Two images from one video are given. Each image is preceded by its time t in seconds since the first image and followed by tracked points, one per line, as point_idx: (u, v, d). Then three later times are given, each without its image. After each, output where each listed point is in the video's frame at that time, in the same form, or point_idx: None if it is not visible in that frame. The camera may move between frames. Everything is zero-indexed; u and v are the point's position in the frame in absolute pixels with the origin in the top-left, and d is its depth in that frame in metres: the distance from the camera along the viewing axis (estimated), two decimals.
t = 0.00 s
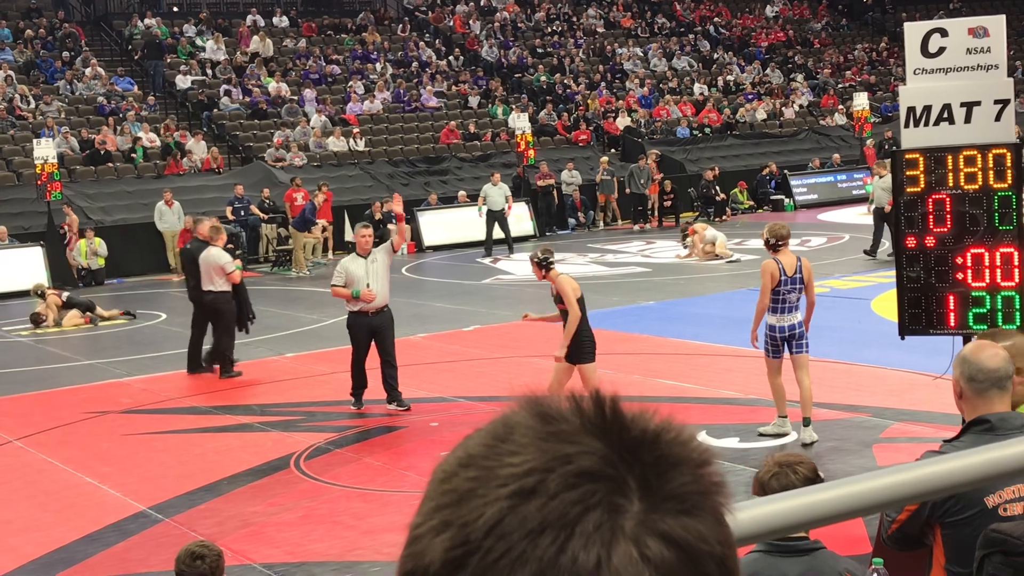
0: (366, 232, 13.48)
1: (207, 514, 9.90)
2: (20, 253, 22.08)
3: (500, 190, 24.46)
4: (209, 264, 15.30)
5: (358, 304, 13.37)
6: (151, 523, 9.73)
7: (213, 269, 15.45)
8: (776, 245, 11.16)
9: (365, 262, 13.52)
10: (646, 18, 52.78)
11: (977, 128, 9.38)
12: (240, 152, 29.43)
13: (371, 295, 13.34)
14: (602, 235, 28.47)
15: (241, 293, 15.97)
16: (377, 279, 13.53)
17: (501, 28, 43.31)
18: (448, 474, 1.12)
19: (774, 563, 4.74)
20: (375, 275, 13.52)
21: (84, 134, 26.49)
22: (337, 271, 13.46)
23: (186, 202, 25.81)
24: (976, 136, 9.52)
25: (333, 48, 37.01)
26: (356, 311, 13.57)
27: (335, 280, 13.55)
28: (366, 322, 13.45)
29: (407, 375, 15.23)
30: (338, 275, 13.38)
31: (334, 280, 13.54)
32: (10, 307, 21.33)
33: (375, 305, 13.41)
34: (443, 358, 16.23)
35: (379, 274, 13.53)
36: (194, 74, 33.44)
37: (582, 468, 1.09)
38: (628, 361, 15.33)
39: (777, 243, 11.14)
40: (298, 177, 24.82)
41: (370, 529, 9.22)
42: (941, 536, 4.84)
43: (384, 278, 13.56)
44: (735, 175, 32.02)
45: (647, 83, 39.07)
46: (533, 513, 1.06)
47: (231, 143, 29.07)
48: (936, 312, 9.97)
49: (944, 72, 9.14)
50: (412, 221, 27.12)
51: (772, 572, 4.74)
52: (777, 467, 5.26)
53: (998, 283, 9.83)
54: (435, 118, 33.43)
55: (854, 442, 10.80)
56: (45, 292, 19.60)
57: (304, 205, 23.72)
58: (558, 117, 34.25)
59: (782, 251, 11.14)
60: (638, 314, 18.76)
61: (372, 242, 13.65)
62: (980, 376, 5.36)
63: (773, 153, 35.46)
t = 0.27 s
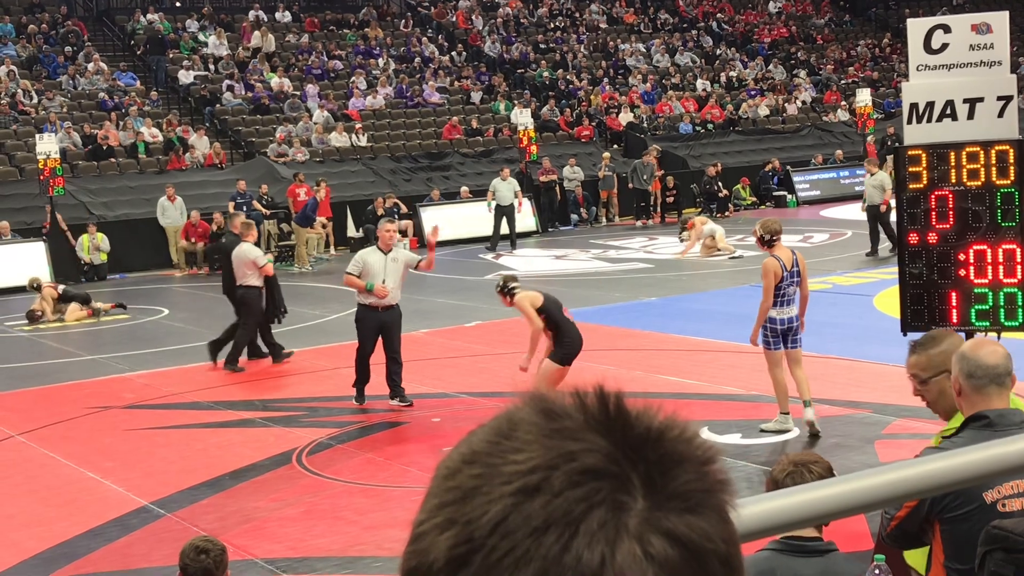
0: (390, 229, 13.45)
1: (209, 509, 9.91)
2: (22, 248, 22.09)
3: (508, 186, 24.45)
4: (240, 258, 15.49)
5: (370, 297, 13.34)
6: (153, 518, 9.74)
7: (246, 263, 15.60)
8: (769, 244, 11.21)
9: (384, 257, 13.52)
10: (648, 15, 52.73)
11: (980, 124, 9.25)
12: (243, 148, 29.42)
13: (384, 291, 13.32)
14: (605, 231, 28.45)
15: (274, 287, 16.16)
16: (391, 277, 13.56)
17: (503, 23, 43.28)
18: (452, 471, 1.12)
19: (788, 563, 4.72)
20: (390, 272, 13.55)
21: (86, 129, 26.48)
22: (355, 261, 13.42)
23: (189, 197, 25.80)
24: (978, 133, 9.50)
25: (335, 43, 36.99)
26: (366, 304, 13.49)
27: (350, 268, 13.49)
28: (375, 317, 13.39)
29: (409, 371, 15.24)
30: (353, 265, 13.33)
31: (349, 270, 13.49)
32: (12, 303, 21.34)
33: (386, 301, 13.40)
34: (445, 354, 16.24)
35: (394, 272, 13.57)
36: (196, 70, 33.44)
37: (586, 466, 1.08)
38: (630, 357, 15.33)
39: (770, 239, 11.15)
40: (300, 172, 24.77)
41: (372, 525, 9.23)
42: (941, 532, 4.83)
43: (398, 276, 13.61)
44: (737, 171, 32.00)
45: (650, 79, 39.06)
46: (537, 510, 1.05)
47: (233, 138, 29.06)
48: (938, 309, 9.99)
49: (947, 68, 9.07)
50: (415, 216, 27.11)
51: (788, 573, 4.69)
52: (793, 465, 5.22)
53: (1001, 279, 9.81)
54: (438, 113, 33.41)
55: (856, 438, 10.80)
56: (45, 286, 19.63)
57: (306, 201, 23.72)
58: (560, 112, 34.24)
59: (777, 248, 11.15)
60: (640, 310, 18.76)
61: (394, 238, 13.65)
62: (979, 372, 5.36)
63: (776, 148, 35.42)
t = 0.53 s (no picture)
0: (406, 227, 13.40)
1: (208, 504, 9.92)
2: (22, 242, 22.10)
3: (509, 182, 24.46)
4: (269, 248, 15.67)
5: (376, 292, 13.28)
6: (152, 513, 9.75)
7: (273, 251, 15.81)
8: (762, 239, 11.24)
9: (398, 256, 13.52)
10: (648, 11, 52.73)
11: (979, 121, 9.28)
12: (242, 142, 29.43)
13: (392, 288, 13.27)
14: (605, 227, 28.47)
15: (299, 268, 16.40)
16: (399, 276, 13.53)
17: (504, 19, 43.27)
18: (449, 467, 1.12)
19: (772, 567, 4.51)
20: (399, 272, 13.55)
21: (86, 123, 26.50)
22: (367, 253, 13.35)
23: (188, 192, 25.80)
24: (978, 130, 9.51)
25: (335, 38, 36.99)
26: (370, 298, 13.40)
27: (361, 257, 13.39)
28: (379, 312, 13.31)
29: (408, 366, 15.25)
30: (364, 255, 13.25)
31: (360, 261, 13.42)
32: (11, 297, 21.34)
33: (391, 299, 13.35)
34: (445, 349, 16.25)
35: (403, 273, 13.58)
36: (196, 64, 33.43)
37: (583, 462, 1.08)
38: (630, 353, 15.34)
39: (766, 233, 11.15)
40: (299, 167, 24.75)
41: (370, 520, 9.24)
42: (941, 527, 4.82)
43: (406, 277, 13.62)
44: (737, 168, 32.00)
45: (650, 74, 39.06)
46: (534, 506, 1.05)
47: (233, 133, 29.06)
48: (937, 305, 9.96)
49: (947, 65, 9.12)
50: (414, 212, 27.12)
51: None
52: (777, 468, 5.20)
53: (1000, 276, 9.80)
54: (438, 108, 33.41)
55: (855, 435, 10.81)
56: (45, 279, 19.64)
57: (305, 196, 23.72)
58: (560, 108, 34.25)
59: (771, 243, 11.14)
60: (639, 306, 18.76)
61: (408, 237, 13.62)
62: (979, 368, 5.36)
63: (776, 144, 35.42)
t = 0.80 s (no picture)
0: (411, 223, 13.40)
1: (206, 497, 9.91)
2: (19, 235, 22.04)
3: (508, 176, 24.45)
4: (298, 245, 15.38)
5: (378, 286, 13.26)
6: (150, 507, 9.75)
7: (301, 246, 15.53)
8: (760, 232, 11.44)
9: (401, 251, 13.52)
10: (647, 5, 52.65)
11: (977, 116, 9.30)
12: (241, 136, 29.39)
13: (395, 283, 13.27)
14: (603, 221, 28.47)
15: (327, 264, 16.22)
16: (401, 272, 13.53)
17: (502, 12, 43.21)
18: (447, 463, 1.11)
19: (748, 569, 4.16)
20: (403, 267, 13.57)
21: (84, 116, 26.42)
22: (370, 246, 13.34)
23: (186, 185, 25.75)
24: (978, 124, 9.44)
25: (333, 31, 36.92)
26: (371, 292, 13.37)
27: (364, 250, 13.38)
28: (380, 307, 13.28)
29: (406, 360, 15.23)
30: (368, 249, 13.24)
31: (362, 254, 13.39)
32: (9, 290, 21.30)
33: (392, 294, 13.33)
34: (443, 344, 16.23)
35: (407, 268, 13.59)
36: (194, 57, 33.36)
37: (580, 459, 1.08)
38: (628, 347, 15.34)
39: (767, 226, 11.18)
40: (297, 160, 24.71)
41: (368, 514, 9.25)
42: (948, 521, 4.81)
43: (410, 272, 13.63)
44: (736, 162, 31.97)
45: (649, 68, 39.02)
46: (532, 504, 1.05)
47: (231, 126, 29.01)
48: (935, 301, 9.93)
49: (946, 60, 9.02)
50: (412, 206, 27.10)
51: None
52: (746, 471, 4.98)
53: (998, 271, 9.86)
54: (436, 102, 33.36)
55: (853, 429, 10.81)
56: (43, 273, 19.61)
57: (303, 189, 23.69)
58: (558, 102, 34.21)
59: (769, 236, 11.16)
60: (637, 301, 18.76)
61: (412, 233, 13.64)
62: (984, 362, 5.37)
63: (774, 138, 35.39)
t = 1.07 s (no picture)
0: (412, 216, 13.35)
1: (205, 490, 9.92)
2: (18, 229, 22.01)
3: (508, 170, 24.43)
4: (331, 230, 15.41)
5: (380, 279, 13.24)
6: (149, 499, 9.75)
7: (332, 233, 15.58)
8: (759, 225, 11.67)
9: (404, 244, 13.47)
10: None
11: (978, 110, 9.19)
12: (240, 129, 29.36)
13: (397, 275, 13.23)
14: (602, 214, 28.46)
15: (353, 251, 16.36)
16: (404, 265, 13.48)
17: (501, 6, 43.17)
18: (450, 457, 1.11)
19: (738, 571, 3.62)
20: (404, 261, 13.51)
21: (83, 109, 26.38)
22: (371, 240, 13.33)
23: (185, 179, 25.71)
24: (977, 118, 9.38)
25: (332, 24, 36.85)
26: (373, 286, 13.36)
27: (366, 244, 13.37)
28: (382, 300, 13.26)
29: (406, 353, 15.24)
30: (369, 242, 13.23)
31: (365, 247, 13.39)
32: (8, 283, 21.29)
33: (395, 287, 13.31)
34: (442, 337, 16.23)
35: (408, 262, 13.52)
36: (193, 50, 33.31)
37: (584, 453, 1.08)
38: (627, 340, 15.34)
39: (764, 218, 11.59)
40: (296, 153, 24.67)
41: (368, 507, 9.26)
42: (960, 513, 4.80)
43: (411, 266, 13.56)
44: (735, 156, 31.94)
45: (648, 61, 38.98)
46: (536, 496, 1.05)
47: (230, 119, 28.97)
48: (935, 294, 9.97)
49: (945, 54, 9.02)
50: (411, 199, 27.07)
51: None
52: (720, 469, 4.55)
53: (998, 265, 9.82)
54: (435, 96, 33.32)
55: (852, 422, 10.82)
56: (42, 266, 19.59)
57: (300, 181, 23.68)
58: (558, 96, 34.18)
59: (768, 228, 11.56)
60: (637, 294, 18.76)
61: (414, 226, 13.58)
62: (995, 354, 5.36)
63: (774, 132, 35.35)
